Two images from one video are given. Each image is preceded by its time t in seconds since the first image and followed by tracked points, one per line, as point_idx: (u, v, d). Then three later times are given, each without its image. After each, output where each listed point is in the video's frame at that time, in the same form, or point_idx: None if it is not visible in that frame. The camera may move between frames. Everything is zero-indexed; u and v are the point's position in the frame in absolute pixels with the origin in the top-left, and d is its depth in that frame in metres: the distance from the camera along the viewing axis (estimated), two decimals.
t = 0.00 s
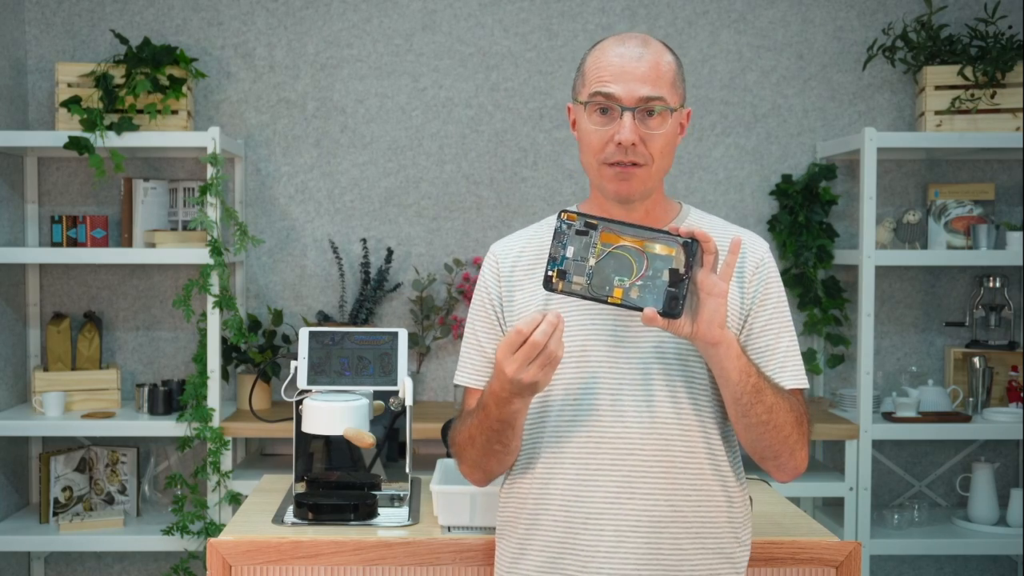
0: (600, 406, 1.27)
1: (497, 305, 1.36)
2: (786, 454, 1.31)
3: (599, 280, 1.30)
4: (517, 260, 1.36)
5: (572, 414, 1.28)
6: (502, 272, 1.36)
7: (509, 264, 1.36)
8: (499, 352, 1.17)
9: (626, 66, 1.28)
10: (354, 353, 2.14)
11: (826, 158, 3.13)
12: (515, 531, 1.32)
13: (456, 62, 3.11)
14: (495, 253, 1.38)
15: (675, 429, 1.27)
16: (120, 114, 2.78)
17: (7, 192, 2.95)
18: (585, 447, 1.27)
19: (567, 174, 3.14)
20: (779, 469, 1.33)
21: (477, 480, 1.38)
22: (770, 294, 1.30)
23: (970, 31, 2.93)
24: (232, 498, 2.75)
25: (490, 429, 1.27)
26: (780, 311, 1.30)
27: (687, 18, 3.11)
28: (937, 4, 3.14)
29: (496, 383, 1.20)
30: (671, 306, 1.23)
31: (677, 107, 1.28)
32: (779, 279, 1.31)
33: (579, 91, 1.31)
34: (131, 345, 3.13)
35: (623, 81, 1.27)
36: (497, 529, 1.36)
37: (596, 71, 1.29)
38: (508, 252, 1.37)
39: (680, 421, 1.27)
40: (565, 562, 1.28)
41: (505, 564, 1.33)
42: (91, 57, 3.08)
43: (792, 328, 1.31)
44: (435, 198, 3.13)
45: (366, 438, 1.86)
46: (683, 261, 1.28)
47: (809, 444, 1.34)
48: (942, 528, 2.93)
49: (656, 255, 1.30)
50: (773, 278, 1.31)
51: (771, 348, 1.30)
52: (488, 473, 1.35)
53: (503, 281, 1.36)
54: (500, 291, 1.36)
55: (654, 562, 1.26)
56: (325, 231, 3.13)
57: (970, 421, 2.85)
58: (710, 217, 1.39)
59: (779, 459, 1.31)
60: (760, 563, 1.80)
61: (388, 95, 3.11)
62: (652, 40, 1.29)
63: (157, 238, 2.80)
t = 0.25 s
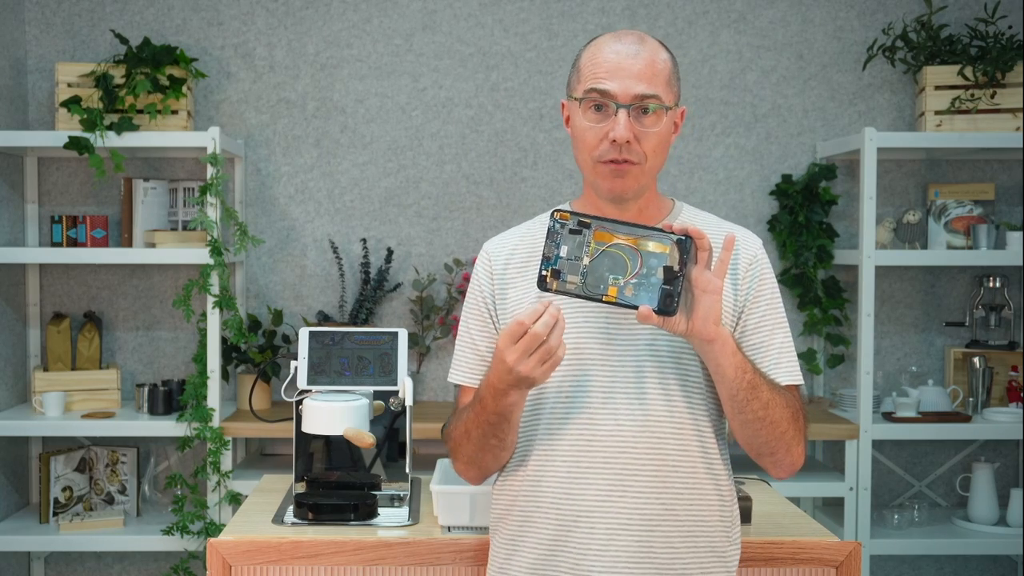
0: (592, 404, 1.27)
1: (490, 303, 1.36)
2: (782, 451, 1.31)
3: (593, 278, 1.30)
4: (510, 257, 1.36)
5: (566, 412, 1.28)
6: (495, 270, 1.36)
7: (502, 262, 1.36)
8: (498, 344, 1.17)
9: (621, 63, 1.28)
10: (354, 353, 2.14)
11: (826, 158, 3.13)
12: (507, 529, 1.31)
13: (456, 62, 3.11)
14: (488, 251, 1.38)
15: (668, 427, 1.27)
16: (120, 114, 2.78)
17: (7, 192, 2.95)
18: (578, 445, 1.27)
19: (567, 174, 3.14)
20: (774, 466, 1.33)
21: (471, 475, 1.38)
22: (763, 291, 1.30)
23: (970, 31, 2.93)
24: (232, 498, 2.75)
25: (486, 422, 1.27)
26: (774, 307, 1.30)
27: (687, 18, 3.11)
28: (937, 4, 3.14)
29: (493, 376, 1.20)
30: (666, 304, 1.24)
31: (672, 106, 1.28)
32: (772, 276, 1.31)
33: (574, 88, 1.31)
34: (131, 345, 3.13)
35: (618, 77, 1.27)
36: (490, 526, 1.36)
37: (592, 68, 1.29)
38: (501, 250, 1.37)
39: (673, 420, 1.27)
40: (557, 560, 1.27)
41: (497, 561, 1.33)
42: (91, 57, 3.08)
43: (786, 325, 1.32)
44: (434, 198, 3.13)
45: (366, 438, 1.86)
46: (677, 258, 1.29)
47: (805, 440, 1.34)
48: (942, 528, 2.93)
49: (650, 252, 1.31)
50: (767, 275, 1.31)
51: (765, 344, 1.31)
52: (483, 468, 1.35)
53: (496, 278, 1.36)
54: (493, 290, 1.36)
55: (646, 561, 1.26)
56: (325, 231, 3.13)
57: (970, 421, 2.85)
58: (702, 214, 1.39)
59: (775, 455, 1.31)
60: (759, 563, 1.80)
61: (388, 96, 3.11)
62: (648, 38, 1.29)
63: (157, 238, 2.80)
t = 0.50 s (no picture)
0: (590, 404, 1.27)
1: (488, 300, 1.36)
2: (782, 450, 1.31)
3: (592, 276, 1.30)
4: (508, 255, 1.36)
5: (563, 411, 1.28)
6: (493, 267, 1.36)
7: (500, 259, 1.36)
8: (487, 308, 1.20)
9: (618, 69, 1.27)
10: (354, 353, 2.14)
11: (826, 158, 3.13)
12: (506, 529, 1.31)
13: (456, 62, 3.11)
14: (486, 249, 1.38)
15: (666, 427, 1.26)
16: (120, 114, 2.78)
17: (7, 192, 2.95)
18: (576, 445, 1.27)
19: (567, 174, 3.14)
20: (775, 464, 1.33)
21: (459, 470, 1.38)
22: (761, 289, 1.30)
23: (970, 32, 2.93)
24: (232, 498, 2.75)
25: (473, 405, 1.28)
26: (773, 306, 1.30)
27: (687, 18, 3.11)
28: (937, 4, 3.14)
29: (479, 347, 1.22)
30: (664, 302, 1.24)
31: (669, 113, 1.28)
32: (770, 274, 1.31)
33: (571, 93, 1.31)
34: (131, 345, 3.13)
35: (614, 87, 1.26)
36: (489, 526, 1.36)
37: (589, 75, 1.28)
38: (499, 248, 1.37)
39: (671, 420, 1.26)
40: (556, 560, 1.27)
41: (496, 561, 1.33)
42: (91, 57, 3.08)
43: (784, 324, 1.31)
44: (435, 198, 3.13)
45: (366, 438, 1.86)
46: (674, 256, 1.29)
47: (805, 439, 1.34)
48: (942, 528, 2.93)
49: (648, 250, 1.31)
50: (764, 274, 1.31)
51: (764, 343, 1.30)
52: (471, 461, 1.36)
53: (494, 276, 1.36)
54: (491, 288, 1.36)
55: (645, 561, 1.26)
56: (325, 231, 3.13)
57: (970, 421, 2.85)
58: (700, 213, 1.39)
59: (775, 454, 1.31)
60: (759, 563, 1.80)
61: (388, 96, 3.11)
62: (645, 43, 1.28)
63: (157, 238, 2.80)
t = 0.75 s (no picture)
0: (592, 406, 1.27)
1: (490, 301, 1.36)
2: (784, 452, 1.31)
3: (595, 280, 1.30)
4: (510, 256, 1.36)
5: (564, 413, 1.28)
6: (495, 268, 1.36)
7: (502, 260, 1.36)
8: (501, 317, 1.16)
9: (618, 66, 1.27)
10: (354, 353, 2.14)
11: (826, 158, 3.13)
12: (507, 530, 1.31)
13: (456, 62, 3.11)
14: (488, 249, 1.38)
15: (668, 429, 1.26)
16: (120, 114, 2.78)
17: (7, 192, 2.95)
18: (578, 447, 1.27)
19: (567, 174, 3.14)
20: (776, 466, 1.33)
21: (469, 470, 1.37)
22: (763, 292, 1.30)
23: (970, 32, 2.93)
24: (232, 498, 2.75)
25: (485, 413, 1.26)
26: (774, 308, 1.30)
27: (687, 18, 3.11)
28: (937, 4, 3.14)
29: (493, 355, 1.19)
30: (667, 305, 1.25)
31: (669, 110, 1.28)
32: (772, 276, 1.31)
33: (571, 90, 1.31)
34: (131, 345, 3.13)
35: (614, 82, 1.27)
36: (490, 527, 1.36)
37: (589, 70, 1.29)
38: (501, 249, 1.37)
39: (673, 421, 1.26)
40: (558, 562, 1.27)
41: (498, 562, 1.33)
42: (91, 57, 3.08)
43: (786, 326, 1.31)
44: (434, 198, 3.13)
45: (366, 438, 1.86)
46: (678, 260, 1.29)
47: (807, 441, 1.34)
48: (942, 528, 2.92)
49: (651, 254, 1.31)
50: (767, 276, 1.31)
51: (765, 346, 1.30)
52: (482, 462, 1.34)
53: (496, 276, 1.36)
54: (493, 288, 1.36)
55: (646, 563, 1.26)
56: (325, 231, 3.13)
57: (970, 421, 2.85)
58: (702, 214, 1.39)
59: (777, 456, 1.31)
60: (759, 563, 1.80)
61: (388, 96, 3.11)
62: (646, 39, 1.28)
63: (157, 238, 2.80)
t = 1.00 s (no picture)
0: (594, 412, 1.26)
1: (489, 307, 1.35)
2: (784, 455, 1.31)
3: (596, 289, 1.31)
4: (509, 262, 1.35)
5: (566, 419, 1.27)
6: (495, 275, 1.35)
7: (502, 267, 1.35)
8: (510, 340, 1.16)
9: (619, 65, 1.27)
10: (354, 353, 2.14)
11: (826, 158, 3.13)
12: (510, 536, 1.31)
13: (456, 62, 3.11)
14: (487, 255, 1.37)
15: (670, 435, 1.26)
16: (120, 114, 2.78)
17: (7, 192, 2.95)
18: (580, 453, 1.26)
19: (567, 174, 3.14)
20: (777, 469, 1.33)
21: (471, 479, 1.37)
22: (765, 294, 1.30)
23: (970, 32, 2.93)
24: (232, 498, 2.75)
25: (489, 429, 1.26)
26: (775, 310, 1.30)
27: (687, 18, 3.11)
28: (937, 4, 3.14)
29: (500, 376, 1.19)
30: (669, 314, 1.23)
31: (671, 109, 1.28)
32: (773, 278, 1.31)
33: (573, 90, 1.31)
34: (131, 345, 3.13)
35: (616, 80, 1.27)
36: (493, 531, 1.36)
37: (591, 69, 1.29)
38: (500, 254, 1.36)
39: (675, 427, 1.26)
40: (561, 567, 1.27)
41: (501, 566, 1.33)
42: (91, 57, 3.08)
43: (787, 328, 1.31)
44: (434, 198, 3.13)
45: (366, 438, 1.86)
46: (679, 268, 1.30)
47: (807, 443, 1.34)
48: (942, 528, 2.92)
49: (652, 263, 1.32)
50: (768, 279, 1.30)
51: (766, 349, 1.30)
52: (484, 473, 1.34)
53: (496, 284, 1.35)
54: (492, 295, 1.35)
55: (649, 568, 1.26)
56: (325, 231, 3.13)
57: (970, 421, 2.85)
58: (703, 216, 1.38)
59: (777, 459, 1.31)
60: (759, 563, 1.80)
61: (388, 96, 3.11)
62: (648, 40, 1.29)
63: (157, 238, 2.80)
